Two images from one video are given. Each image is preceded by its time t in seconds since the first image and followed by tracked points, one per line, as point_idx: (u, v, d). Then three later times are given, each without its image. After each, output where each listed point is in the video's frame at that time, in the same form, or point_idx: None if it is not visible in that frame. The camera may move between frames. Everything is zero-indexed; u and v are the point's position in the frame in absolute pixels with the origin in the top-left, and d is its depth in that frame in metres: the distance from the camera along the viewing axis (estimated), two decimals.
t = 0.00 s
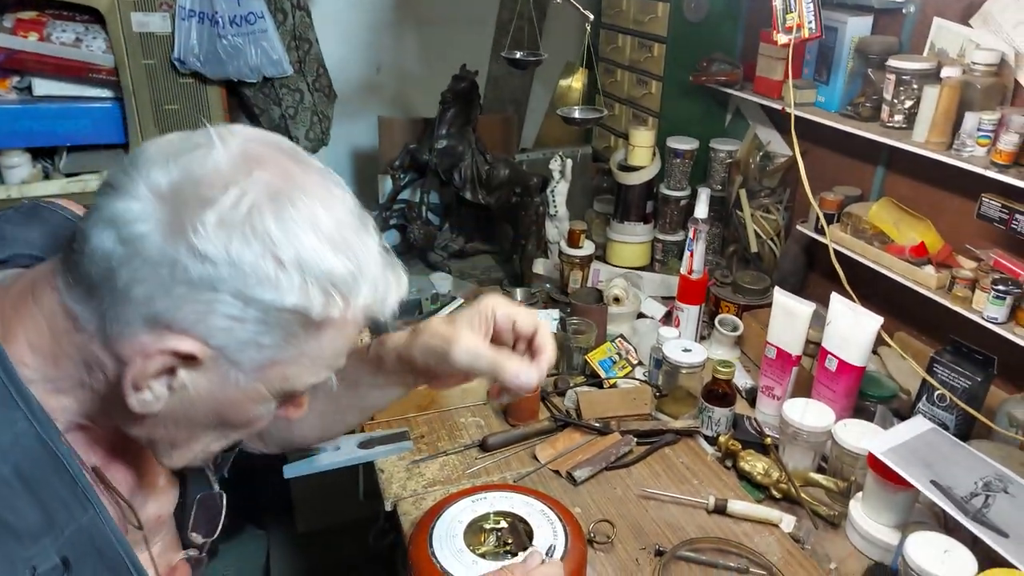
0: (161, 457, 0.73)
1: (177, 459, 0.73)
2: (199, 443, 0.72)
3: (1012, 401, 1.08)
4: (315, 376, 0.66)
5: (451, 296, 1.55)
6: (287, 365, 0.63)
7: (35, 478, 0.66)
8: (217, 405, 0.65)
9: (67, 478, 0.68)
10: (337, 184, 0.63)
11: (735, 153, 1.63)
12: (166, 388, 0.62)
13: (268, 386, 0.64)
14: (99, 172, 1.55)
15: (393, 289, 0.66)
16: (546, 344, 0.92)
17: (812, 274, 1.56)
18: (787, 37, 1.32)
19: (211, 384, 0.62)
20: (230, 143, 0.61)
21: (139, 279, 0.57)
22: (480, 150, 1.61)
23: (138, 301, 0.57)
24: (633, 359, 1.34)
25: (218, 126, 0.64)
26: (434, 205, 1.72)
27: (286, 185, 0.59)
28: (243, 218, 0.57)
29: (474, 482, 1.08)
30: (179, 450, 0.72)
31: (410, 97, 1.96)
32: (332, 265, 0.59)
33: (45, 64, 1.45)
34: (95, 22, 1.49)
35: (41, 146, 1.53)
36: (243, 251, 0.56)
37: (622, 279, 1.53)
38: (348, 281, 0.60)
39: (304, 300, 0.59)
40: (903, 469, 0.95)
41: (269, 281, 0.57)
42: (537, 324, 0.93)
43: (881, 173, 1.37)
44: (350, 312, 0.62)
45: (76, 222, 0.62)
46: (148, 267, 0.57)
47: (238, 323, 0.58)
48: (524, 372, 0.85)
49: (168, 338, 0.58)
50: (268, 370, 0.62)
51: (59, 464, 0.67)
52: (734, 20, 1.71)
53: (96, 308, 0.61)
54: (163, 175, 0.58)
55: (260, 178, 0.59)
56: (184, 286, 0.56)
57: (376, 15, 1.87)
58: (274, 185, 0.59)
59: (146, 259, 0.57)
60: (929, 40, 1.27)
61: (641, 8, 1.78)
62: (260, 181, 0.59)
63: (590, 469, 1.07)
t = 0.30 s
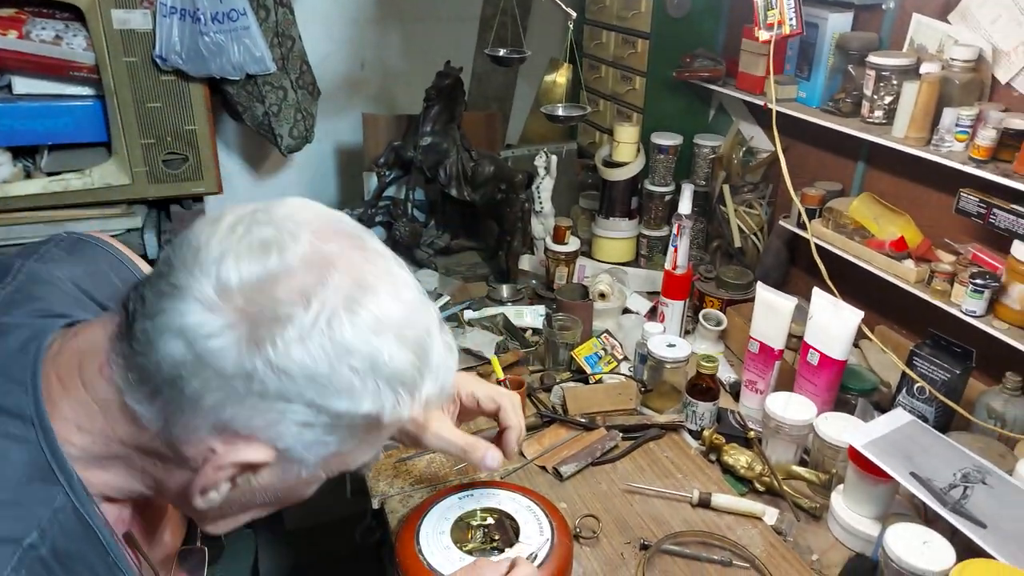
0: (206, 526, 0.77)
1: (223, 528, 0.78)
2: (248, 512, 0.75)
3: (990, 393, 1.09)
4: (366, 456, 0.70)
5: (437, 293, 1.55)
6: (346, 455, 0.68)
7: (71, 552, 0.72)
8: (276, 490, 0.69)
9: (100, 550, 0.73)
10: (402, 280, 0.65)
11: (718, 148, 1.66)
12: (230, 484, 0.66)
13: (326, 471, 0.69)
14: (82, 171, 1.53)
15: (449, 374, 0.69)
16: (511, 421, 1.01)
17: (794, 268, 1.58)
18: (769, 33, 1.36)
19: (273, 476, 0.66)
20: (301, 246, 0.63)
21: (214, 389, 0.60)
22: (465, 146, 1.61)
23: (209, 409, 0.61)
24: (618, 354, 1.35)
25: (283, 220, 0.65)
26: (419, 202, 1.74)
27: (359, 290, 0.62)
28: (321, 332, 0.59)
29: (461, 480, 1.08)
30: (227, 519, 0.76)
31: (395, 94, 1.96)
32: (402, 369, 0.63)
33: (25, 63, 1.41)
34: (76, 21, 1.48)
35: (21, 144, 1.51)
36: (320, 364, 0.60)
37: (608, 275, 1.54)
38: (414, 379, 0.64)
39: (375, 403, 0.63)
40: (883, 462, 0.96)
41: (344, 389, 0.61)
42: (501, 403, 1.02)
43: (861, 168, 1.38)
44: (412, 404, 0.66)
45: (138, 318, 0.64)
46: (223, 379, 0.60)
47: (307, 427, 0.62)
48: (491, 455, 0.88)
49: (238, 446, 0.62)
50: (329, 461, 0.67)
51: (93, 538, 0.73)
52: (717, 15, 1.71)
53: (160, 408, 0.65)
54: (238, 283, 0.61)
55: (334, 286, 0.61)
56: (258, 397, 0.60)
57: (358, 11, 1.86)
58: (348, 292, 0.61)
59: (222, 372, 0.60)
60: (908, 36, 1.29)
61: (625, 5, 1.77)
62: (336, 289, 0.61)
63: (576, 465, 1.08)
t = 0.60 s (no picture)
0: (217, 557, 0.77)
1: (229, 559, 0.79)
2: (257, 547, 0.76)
3: (975, 385, 1.11)
4: (378, 496, 0.71)
5: (425, 290, 1.55)
6: (360, 497, 0.68)
7: None
8: (287, 531, 0.70)
9: None
10: (426, 332, 0.65)
11: (705, 143, 1.64)
12: (244, 529, 0.66)
13: (338, 513, 0.69)
14: (64, 169, 1.51)
15: (468, 419, 0.70)
16: (520, 441, 1.01)
17: (781, 263, 1.59)
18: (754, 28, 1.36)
19: (287, 520, 0.67)
20: (327, 298, 0.62)
21: (235, 441, 0.60)
22: (452, 142, 1.60)
23: (226, 458, 0.61)
24: (607, 350, 1.35)
25: (309, 268, 0.64)
26: (405, 198, 1.75)
27: (385, 345, 0.61)
28: (346, 390, 0.59)
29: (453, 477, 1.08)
30: (236, 553, 0.76)
31: (380, 89, 1.94)
32: (424, 424, 0.63)
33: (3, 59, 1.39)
34: (54, 15, 1.45)
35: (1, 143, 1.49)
36: (344, 422, 0.60)
37: (596, 270, 1.54)
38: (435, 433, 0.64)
39: (395, 458, 0.63)
40: (870, 455, 0.97)
41: (366, 446, 0.61)
42: (508, 425, 1.02)
43: (847, 162, 1.39)
44: (431, 453, 0.67)
45: (159, 364, 0.64)
46: (244, 433, 0.60)
47: (325, 478, 0.63)
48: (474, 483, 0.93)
49: (253, 494, 0.62)
50: (344, 504, 0.68)
51: (98, 568, 0.73)
52: (702, 9, 1.71)
53: (177, 454, 0.64)
54: (262, 337, 0.60)
55: (360, 342, 0.60)
56: (278, 451, 0.60)
57: (342, 5, 1.84)
58: (373, 348, 0.61)
59: (243, 426, 0.60)
60: (892, 30, 1.29)
61: None
62: (361, 346, 0.60)
63: (567, 460, 1.09)
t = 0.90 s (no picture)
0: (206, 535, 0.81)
1: (223, 535, 0.81)
2: (248, 523, 0.79)
3: (966, 376, 1.12)
4: (366, 467, 0.73)
5: (418, 284, 1.55)
6: (346, 466, 0.70)
7: (72, 564, 0.72)
8: (275, 500, 0.71)
9: (99, 563, 0.74)
10: (408, 299, 0.68)
11: (697, 136, 1.66)
12: (232, 496, 0.68)
13: (325, 482, 0.71)
14: (54, 164, 1.50)
15: (451, 390, 0.72)
16: (526, 442, 1.01)
17: (774, 255, 1.59)
18: (746, 21, 1.40)
19: (276, 488, 0.68)
20: (311, 265, 0.65)
21: (221, 403, 0.62)
22: (445, 136, 1.60)
23: (214, 423, 0.63)
24: (602, 343, 1.34)
25: (293, 239, 0.67)
26: (400, 193, 1.75)
27: (367, 309, 0.64)
28: (329, 350, 0.62)
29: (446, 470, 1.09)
30: (227, 530, 0.79)
31: (372, 83, 1.94)
32: (406, 385, 0.66)
33: None
34: (43, 10, 1.44)
35: None
36: (327, 381, 0.62)
37: (590, 264, 1.54)
38: (417, 397, 0.67)
39: (379, 419, 0.65)
40: (863, 445, 0.97)
41: (349, 406, 0.64)
42: (513, 428, 1.03)
43: (839, 155, 1.39)
44: (413, 420, 0.69)
45: (147, 333, 0.65)
46: (230, 394, 0.62)
47: (310, 441, 0.65)
48: (472, 488, 0.91)
49: (241, 459, 0.64)
50: (331, 472, 0.70)
51: (93, 550, 0.74)
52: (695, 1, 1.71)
53: (166, 421, 0.66)
54: (246, 302, 0.63)
55: (344, 306, 0.63)
56: (264, 411, 0.62)
57: None
58: (355, 311, 0.63)
59: (229, 387, 0.62)
60: (884, 23, 1.30)
61: None
62: (344, 309, 0.63)
63: (562, 453, 1.09)
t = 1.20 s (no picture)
0: (193, 515, 0.82)
1: (211, 518, 0.83)
2: (236, 503, 0.80)
3: (960, 375, 1.12)
4: (350, 442, 0.75)
5: (413, 284, 1.55)
6: (330, 437, 0.72)
7: (63, 548, 0.73)
8: (262, 473, 0.73)
9: (89, 548, 0.75)
10: (387, 273, 0.71)
11: (693, 135, 1.66)
12: (219, 462, 0.70)
13: (310, 455, 0.73)
14: (46, 165, 1.48)
15: (431, 366, 0.75)
16: (514, 451, 1.00)
17: (769, 254, 1.59)
18: (741, 20, 1.40)
19: (261, 456, 0.70)
20: (295, 238, 0.68)
21: (209, 365, 0.64)
22: (440, 135, 1.60)
23: (202, 386, 0.65)
24: (597, 343, 1.36)
25: (278, 216, 0.71)
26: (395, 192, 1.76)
27: (348, 277, 0.67)
28: (312, 312, 0.65)
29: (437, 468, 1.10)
30: (214, 511, 0.81)
31: (367, 81, 1.93)
32: (386, 350, 0.68)
33: None
34: (33, 10, 1.42)
35: None
36: (310, 342, 0.64)
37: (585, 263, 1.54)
38: (397, 363, 0.69)
39: (360, 383, 0.67)
40: (858, 446, 0.98)
41: (332, 368, 0.66)
42: (501, 438, 1.02)
43: (833, 154, 1.40)
44: (393, 390, 0.71)
45: (137, 304, 0.68)
46: (217, 356, 0.64)
47: (295, 405, 0.67)
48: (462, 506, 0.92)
49: (227, 423, 0.66)
50: (315, 442, 0.71)
51: (83, 535, 0.75)
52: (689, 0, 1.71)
53: (156, 388, 0.68)
54: (233, 268, 0.66)
55: (326, 273, 0.67)
56: (250, 372, 0.64)
57: None
58: (337, 279, 0.67)
59: (216, 347, 0.64)
60: (878, 22, 1.30)
61: None
62: (326, 276, 0.66)
63: (559, 454, 1.09)
